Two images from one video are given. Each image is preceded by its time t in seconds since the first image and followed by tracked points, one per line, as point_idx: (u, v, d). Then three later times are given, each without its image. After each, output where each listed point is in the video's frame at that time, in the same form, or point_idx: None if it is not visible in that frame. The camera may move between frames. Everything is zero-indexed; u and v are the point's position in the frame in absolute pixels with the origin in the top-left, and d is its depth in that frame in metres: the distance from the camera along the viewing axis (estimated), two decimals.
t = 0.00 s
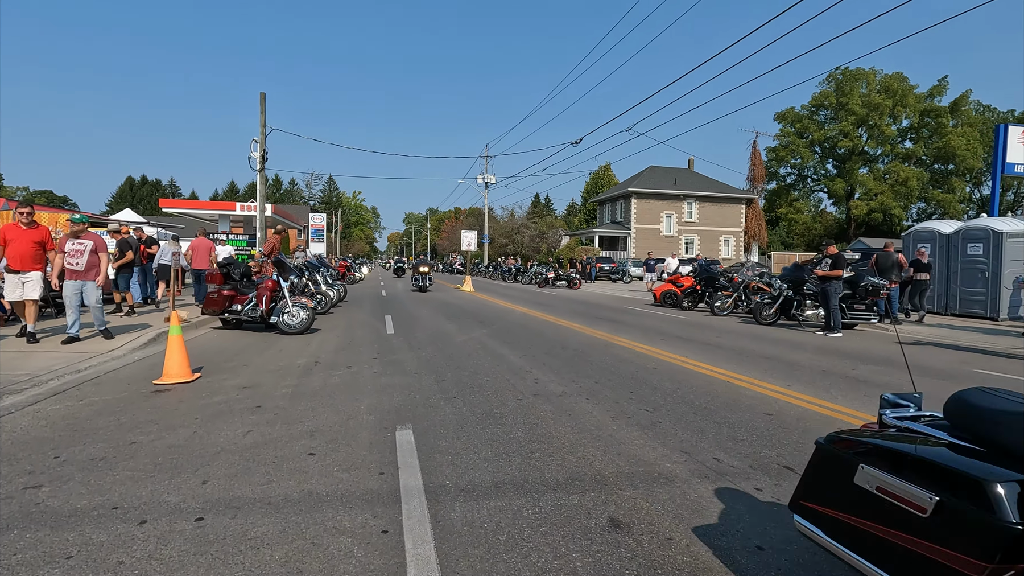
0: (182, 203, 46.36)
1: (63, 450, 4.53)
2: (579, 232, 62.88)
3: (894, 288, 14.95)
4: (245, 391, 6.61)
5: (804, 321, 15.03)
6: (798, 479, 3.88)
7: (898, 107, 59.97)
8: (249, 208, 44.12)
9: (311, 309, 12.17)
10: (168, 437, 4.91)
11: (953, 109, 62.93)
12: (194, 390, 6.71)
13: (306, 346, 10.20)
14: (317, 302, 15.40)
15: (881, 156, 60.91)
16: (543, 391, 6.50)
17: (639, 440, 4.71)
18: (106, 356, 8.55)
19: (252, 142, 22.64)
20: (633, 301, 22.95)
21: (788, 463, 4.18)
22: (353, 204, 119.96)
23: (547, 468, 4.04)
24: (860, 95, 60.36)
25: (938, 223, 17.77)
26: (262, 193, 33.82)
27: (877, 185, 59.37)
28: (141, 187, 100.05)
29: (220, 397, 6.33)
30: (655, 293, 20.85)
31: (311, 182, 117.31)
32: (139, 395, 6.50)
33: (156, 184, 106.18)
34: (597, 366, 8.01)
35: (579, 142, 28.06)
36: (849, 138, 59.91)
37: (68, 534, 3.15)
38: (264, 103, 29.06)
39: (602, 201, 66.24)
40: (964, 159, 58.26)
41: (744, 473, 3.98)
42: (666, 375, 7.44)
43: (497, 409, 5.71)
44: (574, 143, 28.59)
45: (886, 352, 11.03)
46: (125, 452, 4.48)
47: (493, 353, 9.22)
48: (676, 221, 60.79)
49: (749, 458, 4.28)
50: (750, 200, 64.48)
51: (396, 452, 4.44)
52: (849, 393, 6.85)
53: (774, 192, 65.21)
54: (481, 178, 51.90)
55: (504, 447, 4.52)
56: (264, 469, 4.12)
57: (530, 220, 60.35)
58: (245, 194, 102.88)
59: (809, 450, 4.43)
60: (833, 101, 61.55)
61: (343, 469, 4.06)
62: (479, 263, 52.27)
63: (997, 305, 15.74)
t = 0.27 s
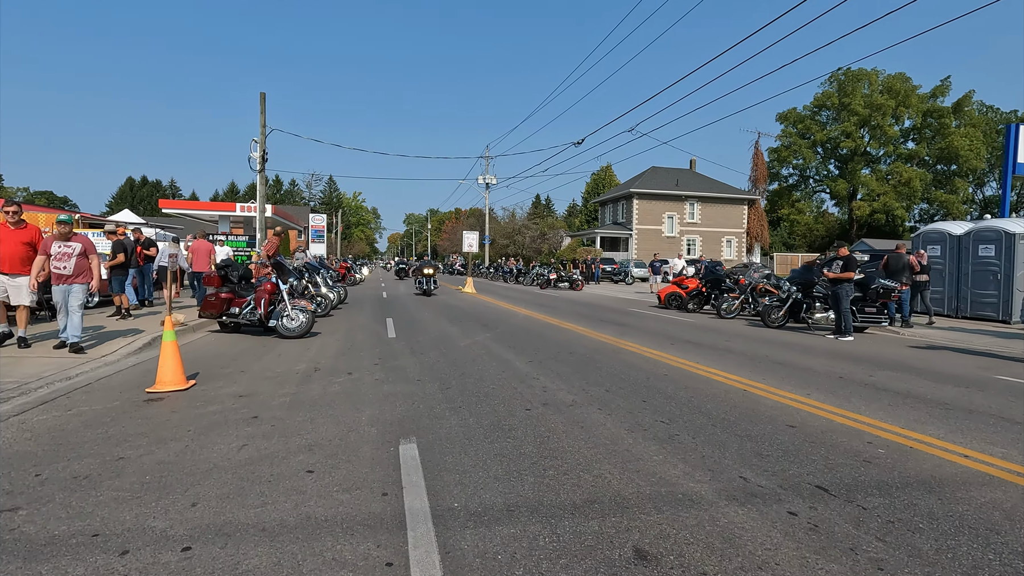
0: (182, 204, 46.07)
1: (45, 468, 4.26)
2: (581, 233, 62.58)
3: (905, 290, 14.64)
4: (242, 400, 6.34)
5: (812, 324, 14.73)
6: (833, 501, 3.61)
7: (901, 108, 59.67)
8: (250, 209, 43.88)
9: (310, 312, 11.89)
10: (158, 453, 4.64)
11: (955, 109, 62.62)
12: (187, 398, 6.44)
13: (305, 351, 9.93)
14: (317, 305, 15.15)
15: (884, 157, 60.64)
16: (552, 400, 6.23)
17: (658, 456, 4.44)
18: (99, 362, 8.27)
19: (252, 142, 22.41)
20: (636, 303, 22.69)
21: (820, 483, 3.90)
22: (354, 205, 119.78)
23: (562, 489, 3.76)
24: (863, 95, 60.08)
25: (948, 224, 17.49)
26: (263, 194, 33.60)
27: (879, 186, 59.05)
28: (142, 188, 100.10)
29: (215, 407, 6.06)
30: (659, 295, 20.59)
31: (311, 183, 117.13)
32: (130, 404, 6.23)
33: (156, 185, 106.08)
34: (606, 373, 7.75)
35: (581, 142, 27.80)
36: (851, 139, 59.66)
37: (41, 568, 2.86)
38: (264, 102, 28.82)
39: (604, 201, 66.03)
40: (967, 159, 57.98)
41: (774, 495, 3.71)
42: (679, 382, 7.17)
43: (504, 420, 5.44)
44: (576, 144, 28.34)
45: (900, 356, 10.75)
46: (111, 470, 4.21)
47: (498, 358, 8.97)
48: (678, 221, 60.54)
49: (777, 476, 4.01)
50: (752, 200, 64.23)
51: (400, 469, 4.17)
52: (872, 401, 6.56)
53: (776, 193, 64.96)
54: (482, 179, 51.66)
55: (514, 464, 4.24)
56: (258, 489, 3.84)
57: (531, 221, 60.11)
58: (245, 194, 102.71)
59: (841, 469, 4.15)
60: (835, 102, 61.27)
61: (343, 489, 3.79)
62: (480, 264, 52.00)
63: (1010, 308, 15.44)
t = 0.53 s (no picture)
0: (184, 203, 45.90)
1: (25, 479, 4.01)
2: (584, 232, 62.25)
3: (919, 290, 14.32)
4: (237, 404, 6.09)
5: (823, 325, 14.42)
6: (870, 519, 3.33)
7: (907, 106, 59.17)
8: (252, 208, 43.70)
9: (310, 312, 11.63)
10: (147, 462, 4.38)
11: (962, 107, 62.09)
12: (181, 402, 6.19)
13: (305, 352, 9.69)
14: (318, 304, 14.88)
15: (889, 155, 60.16)
16: (561, 405, 5.96)
17: (677, 467, 4.17)
18: (92, 363, 8.03)
19: (253, 140, 22.13)
20: (642, 302, 22.40)
21: (853, 498, 3.62)
22: (357, 203, 119.65)
23: (576, 505, 3.50)
24: (868, 93, 59.59)
25: (960, 222, 17.16)
26: (264, 193, 33.40)
27: (884, 185, 58.58)
28: (145, 187, 100.12)
29: (209, 412, 5.80)
30: (665, 295, 20.29)
31: (314, 182, 117.03)
32: (121, 408, 5.97)
33: (159, 184, 106.08)
34: (616, 376, 7.47)
35: (585, 140, 27.48)
36: (856, 137, 59.21)
37: None
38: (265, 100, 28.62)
39: (607, 200, 65.72)
40: (974, 158, 57.51)
41: (805, 512, 3.43)
42: (692, 386, 6.90)
43: (512, 427, 5.17)
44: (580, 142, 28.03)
45: (915, 357, 10.45)
46: (94, 481, 3.95)
47: (503, 360, 8.71)
48: (682, 220, 60.20)
49: (807, 491, 3.73)
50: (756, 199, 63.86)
51: (402, 481, 3.91)
52: (895, 406, 6.27)
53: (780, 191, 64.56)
54: (485, 178, 51.43)
55: (523, 476, 3.98)
56: (250, 504, 3.58)
57: (533, 220, 59.85)
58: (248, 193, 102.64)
59: (873, 482, 3.88)
60: (840, 100, 60.80)
61: (340, 505, 3.53)
62: (483, 263, 51.75)
63: None
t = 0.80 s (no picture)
0: (184, 201, 45.62)
1: None
2: (586, 231, 61.89)
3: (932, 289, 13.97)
4: (228, 409, 5.77)
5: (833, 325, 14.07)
6: (918, 544, 3.00)
7: (911, 104, 58.69)
8: (252, 206, 43.44)
9: (308, 311, 11.31)
10: (125, 474, 4.06)
11: (966, 105, 61.59)
12: (168, 408, 5.87)
13: (302, 353, 9.37)
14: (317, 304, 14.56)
15: (893, 154, 59.70)
16: (569, 411, 5.63)
17: (698, 481, 3.84)
18: (80, 365, 7.72)
19: (254, 138, 21.87)
20: (646, 302, 22.07)
21: (895, 519, 3.29)
22: (358, 202, 119.39)
23: (590, 527, 3.17)
24: (872, 92, 59.12)
25: (973, 220, 16.81)
26: (264, 191, 33.11)
27: (888, 183, 58.13)
28: (146, 186, 99.96)
29: (197, 418, 5.48)
30: (670, 294, 19.96)
31: (315, 181, 116.75)
32: (104, 414, 5.66)
33: (160, 182, 105.93)
34: (625, 379, 7.15)
35: (588, 138, 27.21)
36: (860, 136, 58.76)
37: None
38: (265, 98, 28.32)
39: (609, 199, 65.36)
40: (979, 156, 57.05)
41: (843, 535, 3.11)
42: (705, 391, 6.57)
43: (518, 435, 4.85)
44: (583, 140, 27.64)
45: (932, 359, 10.10)
46: (65, 497, 3.64)
47: (507, 362, 8.38)
48: (685, 219, 59.83)
49: (844, 511, 3.40)
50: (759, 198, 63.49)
51: (400, 498, 3.58)
52: (922, 412, 5.93)
53: (783, 190, 64.16)
54: (486, 176, 51.09)
55: (531, 493, 3.65)
56: (232, 524, 3.26)
57: (535, 219, 59.50)
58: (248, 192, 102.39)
59: (913, 501, 3.54)
60: (844, 98, 60.34)
61: (331, 525, 3.20)
62: (485, 262, 51.41)
63: None
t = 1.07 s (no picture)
0: (185, 201, 45.36)
1: None
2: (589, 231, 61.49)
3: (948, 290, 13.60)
4: (218, 419, 5.44)
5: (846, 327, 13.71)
6: None
7: (917, 103, 58.13)
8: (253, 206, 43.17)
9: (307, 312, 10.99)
10: (102, 493, 3.75)
11: (973, 104, 60.99)
12: (156, 416, 5.55)
13: (299, 356, 9.06)
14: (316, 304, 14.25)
15: (899, 153, 59.16)
16: (580, 421, 5.29)
17: (726, 504, 3.51)
18: (67, 369, 7.42)
19: (254, 136, 21.57)
20: (651, 302, 21.73)
21: (950, 551, 2.95)
22: (360, 202, 119.13)
23: (612, 559, 2.84)
24: (877, 90, 58.58)
25: (987, 219, 16.44)
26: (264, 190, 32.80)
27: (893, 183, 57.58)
28: (148, 185, 99.95)
29: (185, 428, 5.16)
30: (676, 295, 19.60)
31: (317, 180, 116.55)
32: (88, 423, 5.34)
33: (162, 182, 105.79)
34: (637, 386, 6.81)
35: (592, 137, 26.85)
36: (865, 135, 58.23)
37: None
38: (266, 96, 27.97)
39: (612, 199, 64.97)
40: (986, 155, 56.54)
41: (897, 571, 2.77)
42: (722, 398, 6.22)
43: (527, 449, 4.52)
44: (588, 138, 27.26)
45: (952, 363, 9.75)
46: (33, 522, 3.32)
47: (512, 366, 8.05)
48: (688, 219, 59.39)
49: (893, 540, 3.07)
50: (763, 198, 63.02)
51: (400, 523, 3.26)
52: (954, 422, 5.58)
53: (787, 190, 63.69)
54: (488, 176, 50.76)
55: (543, 518, 3.32)
56: (214, 554, 2.94)
57: (538, 218, 59.11)
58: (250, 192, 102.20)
59: (968, 528, 3.20)
60: (849, 97, 59.81)
61: (324, 557, 2.88)
62: (487, 262, 51.07)
63: None
